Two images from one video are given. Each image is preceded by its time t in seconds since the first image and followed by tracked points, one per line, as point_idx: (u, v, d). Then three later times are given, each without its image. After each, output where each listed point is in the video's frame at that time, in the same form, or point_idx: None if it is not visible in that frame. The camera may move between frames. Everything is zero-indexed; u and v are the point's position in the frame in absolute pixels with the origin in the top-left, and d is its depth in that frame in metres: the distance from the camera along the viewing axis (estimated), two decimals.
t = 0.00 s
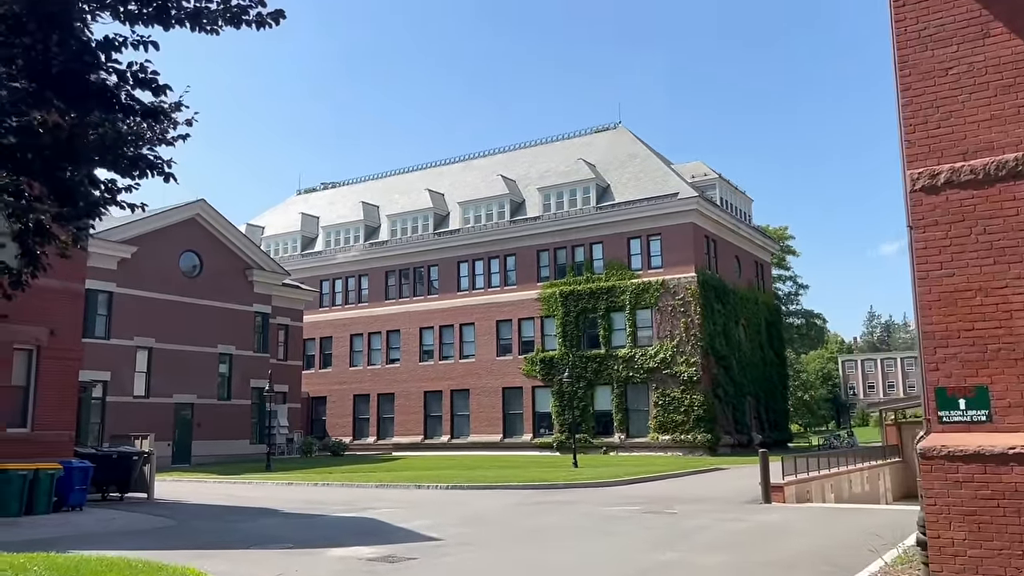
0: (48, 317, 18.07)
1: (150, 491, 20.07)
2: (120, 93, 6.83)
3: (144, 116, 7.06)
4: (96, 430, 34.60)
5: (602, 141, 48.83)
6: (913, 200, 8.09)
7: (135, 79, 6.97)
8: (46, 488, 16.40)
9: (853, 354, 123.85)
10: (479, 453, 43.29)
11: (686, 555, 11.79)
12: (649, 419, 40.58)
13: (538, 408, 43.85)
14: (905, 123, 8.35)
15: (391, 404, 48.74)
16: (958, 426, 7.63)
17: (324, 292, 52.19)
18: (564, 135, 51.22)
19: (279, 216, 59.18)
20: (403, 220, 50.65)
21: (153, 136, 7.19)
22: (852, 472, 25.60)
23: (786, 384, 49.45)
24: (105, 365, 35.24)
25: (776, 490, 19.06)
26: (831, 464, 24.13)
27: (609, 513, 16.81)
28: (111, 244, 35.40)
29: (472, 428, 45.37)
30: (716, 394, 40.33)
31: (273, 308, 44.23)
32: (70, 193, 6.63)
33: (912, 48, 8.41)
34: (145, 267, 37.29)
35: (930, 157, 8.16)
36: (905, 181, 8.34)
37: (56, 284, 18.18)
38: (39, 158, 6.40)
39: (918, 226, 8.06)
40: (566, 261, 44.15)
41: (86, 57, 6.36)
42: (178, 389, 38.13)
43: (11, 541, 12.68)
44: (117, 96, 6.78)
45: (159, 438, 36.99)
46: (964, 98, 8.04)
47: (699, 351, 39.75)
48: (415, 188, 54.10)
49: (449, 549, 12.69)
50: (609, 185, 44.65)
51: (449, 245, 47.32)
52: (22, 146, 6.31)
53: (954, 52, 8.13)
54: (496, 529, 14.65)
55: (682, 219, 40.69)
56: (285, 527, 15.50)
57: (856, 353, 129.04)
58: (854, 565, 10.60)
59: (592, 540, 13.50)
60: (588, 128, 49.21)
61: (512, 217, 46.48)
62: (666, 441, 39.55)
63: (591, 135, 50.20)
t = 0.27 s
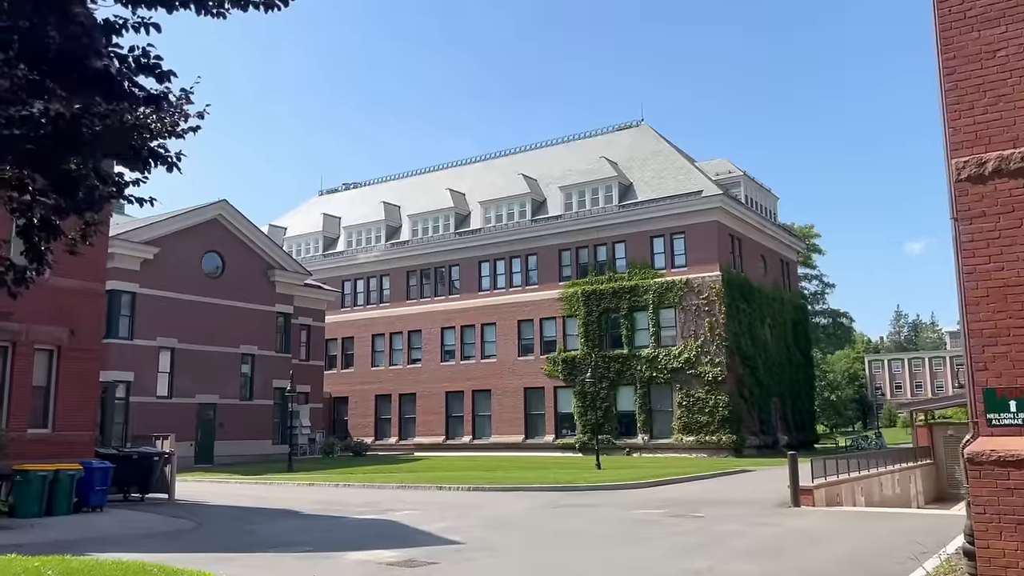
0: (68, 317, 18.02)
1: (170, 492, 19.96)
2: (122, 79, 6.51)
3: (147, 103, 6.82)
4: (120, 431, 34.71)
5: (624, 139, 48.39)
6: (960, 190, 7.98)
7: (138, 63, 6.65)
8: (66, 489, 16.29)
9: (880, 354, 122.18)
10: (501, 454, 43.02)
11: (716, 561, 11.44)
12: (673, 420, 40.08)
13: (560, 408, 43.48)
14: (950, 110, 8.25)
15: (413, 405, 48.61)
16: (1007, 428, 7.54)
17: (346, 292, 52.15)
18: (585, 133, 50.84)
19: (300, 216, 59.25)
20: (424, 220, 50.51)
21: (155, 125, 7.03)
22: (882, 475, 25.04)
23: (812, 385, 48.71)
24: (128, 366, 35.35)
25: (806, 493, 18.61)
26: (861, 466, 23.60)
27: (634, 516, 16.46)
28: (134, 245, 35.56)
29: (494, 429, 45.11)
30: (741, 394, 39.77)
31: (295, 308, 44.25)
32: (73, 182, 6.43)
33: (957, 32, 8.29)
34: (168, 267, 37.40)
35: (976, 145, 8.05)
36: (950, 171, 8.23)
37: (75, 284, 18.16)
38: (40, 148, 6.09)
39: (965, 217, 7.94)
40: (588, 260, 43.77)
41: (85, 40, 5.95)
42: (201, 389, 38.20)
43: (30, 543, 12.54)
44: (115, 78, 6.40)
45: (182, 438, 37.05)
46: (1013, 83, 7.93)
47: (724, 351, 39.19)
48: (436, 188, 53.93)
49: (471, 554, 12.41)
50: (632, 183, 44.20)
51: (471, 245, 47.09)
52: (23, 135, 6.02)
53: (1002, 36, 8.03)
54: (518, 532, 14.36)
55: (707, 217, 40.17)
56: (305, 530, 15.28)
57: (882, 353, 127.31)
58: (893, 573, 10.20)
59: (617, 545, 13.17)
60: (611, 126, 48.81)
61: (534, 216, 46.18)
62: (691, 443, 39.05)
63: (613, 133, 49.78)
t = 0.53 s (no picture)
0: (93, 312, 18.03)
1: (194, 488, 19.92)
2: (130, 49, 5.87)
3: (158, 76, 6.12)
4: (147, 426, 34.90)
5: (650, 135, 47.92)
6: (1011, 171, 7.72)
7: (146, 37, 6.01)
8: (91, 484, 16.24)
9: (910, 354, 120.40)
10: (526, 452, 42.78)
11: (747, 563, 11.08)
12: (700, 419, 39.60)
13: (585, 406, 43.13)
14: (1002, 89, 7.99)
15: (437, 402, 48.51)
16: None
17: (371, 290, 52.15)
18: (611, 129, 50.42)
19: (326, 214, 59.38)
20: (449, 217, 50.38)
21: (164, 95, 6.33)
22: (916, 476, 24.47)
23: (842, 384, 47.96)
24: (155, 362, 35.53)
25: (838, 493, 18.17)
26: (895, 465, 23.07)
27: (661, 516, 16.13)
28: (161, 242, 35.76)
29: (518, 426, 44.88)
30: (769, 393, 39.20)
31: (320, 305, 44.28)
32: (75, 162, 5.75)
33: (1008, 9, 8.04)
34: (194, 264, 37.53)
35: None
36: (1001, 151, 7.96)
37: (101, 280, 18.20)
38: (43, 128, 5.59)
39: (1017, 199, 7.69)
40: (613, 257, 43.37)
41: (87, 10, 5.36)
42: (227, 386, 38.31)
43: (52, 538, 12.44)
44: (123, 54, 5.73)
45: (208, 434, 37.19)
46: None
47: (752, 349, 38.63)
48: (461, 185, 53.77)
49: (495, 552, 12.14)
50: (658, 179, 43.73)
51: (496, 242, 46.87)
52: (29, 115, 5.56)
53: None
54: (543, 531, 14.09)
55: (735, 213, 39.61)
56: (327, 526, 15.11)
57: (913, 352, 125.46)
58: None
59: (644, 544, 12.84)
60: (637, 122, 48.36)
61: (558, 213, 45.87)
62: (718, 441, 38.56)
63: (639, 129, 49.33)
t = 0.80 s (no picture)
0: (118, 306, 17.99)
1: (219, 481, 19.85)
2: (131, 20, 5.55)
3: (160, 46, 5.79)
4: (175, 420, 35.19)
5: (679, 128, 47.30)
6: None
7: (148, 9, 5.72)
8: (115, 478, 16.18)
9: (945, 351, 118.28)
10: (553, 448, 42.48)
11: (782, 565, 10.68)
12: (730, 416, 39.03)
13: (613, 403, 42.71)
14: None
15: (464, 397, 48.35)
16: None
17: (398, 285, 52.08)
18: (639, 123, 49.86)
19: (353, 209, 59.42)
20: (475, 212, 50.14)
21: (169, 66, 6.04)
22: (955, 476, 23.82)
23: (876, 381, 47.07)
24: (182, 356, 35.70)
25: (874, 493, 17.67)
26: (932, 465, 22.45)
27: (690, 515, 15.73)
28: (188, 237, 35.91)
29: (545, 422, 44.58)
30: (801, 390, 38.53)
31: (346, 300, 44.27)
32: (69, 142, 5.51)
33: None
34: (222, 258, 37.63)
35: None
36: None
37: (127, 273, 18.16)
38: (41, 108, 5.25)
39: None
40: (641, 252, 42.86)
41: None
42: (254, 380, 38.41)
43: (73, 531, 12.34)
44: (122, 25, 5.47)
45: (236, 428, 37.33)
46: None
47: (783, 346, 37.98)
48: (487, 180, 53.50)
49: (520, 551, 11.85)
50: (687, 173, 43.14)
51: (522, 237, 46.56)
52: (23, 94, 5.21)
53: None
54: (569, 529, 13.77)
55: (766, 207, 38.94)
56: (350, 523, 14.91)
57: (948, 350, 123.28)
58: None
59: (673, 545, 12.47)
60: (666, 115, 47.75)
61: (586, 207, 45.44)
62: (748, 439, 37.98)
63: (668, 122, 48.72)
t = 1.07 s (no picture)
0: (140, 298, 17.96)
1: (241, 475, 19.78)
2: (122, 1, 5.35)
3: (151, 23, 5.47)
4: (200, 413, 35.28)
5: (706, 121, 46.71)
6: None
7: None
8: (137, 470, 16.14)
9: (977, 348, 116.29)
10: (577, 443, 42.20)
11: (813, 567, 10.32)
12: (757, 412, 38.48)
13: (638, 398, 42.32)
14: None
15: (488, 392, 48.17)
16: None
17: (422, 279, 51.99)
18: (665, 115, 49.31)
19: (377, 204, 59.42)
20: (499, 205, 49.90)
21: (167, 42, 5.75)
22: (989, 475, 23.22)
23: (906, 377, 46.23)
24: (208, 350, 35.83)
25: (907, 492, 17.21)
26: (967, 463, 21.89)
27: (716, 513, 15.37)
28: (214, 230, 36.02)
29: (569, 418, 44.27)
30: (830, 386, 37.89)
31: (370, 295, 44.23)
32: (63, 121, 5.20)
33: None
34: (247, 252, 37.71)
35: None
36: None
37: (148, 266, 18.11)
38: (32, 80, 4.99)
39: None
40: (667, 246, 42.37)
41: None
42: (279, 373, 38.49)
43: (92, 524, 12.27)
44: None
45: (261, 421, 37.43)
46: None
47: (812, 341, 37.36)
48: (512, 174, 53.21)
49: (542, 548, 11.59)
50: (714, 166, 42.56)
51: (547, 230, 46.22)
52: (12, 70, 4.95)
53: None
54: (591, 527, 13.48)
55: (795, 200, 38.30)
56: (370, 517, 14.73)
57: (980, 347, 121.16)
58: None
59: (699, 544, 12.15)
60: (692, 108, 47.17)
61: (611, 201, 45.03)
62: (776, 436, 37.44)
63: (695, 114, 48.12)
